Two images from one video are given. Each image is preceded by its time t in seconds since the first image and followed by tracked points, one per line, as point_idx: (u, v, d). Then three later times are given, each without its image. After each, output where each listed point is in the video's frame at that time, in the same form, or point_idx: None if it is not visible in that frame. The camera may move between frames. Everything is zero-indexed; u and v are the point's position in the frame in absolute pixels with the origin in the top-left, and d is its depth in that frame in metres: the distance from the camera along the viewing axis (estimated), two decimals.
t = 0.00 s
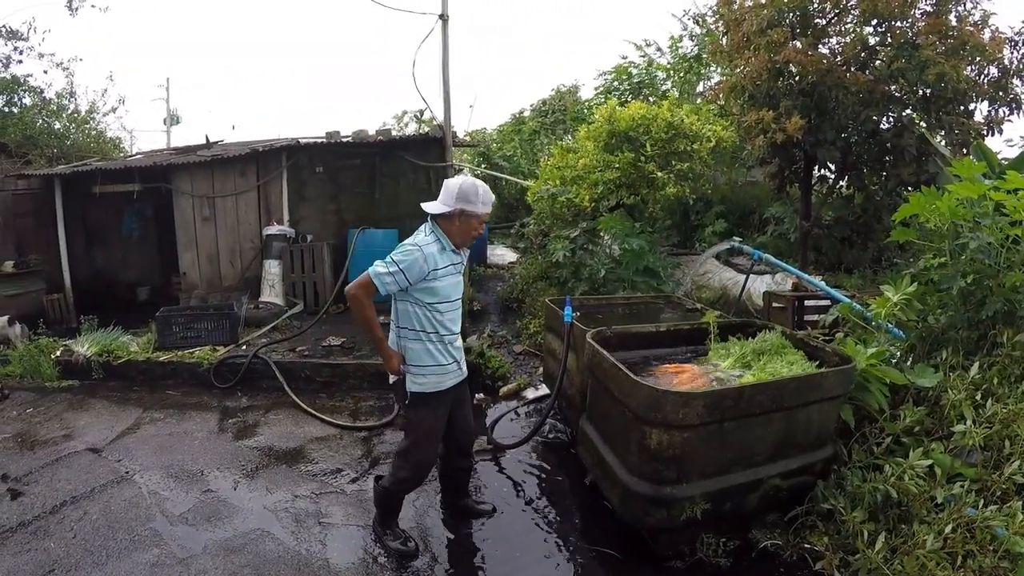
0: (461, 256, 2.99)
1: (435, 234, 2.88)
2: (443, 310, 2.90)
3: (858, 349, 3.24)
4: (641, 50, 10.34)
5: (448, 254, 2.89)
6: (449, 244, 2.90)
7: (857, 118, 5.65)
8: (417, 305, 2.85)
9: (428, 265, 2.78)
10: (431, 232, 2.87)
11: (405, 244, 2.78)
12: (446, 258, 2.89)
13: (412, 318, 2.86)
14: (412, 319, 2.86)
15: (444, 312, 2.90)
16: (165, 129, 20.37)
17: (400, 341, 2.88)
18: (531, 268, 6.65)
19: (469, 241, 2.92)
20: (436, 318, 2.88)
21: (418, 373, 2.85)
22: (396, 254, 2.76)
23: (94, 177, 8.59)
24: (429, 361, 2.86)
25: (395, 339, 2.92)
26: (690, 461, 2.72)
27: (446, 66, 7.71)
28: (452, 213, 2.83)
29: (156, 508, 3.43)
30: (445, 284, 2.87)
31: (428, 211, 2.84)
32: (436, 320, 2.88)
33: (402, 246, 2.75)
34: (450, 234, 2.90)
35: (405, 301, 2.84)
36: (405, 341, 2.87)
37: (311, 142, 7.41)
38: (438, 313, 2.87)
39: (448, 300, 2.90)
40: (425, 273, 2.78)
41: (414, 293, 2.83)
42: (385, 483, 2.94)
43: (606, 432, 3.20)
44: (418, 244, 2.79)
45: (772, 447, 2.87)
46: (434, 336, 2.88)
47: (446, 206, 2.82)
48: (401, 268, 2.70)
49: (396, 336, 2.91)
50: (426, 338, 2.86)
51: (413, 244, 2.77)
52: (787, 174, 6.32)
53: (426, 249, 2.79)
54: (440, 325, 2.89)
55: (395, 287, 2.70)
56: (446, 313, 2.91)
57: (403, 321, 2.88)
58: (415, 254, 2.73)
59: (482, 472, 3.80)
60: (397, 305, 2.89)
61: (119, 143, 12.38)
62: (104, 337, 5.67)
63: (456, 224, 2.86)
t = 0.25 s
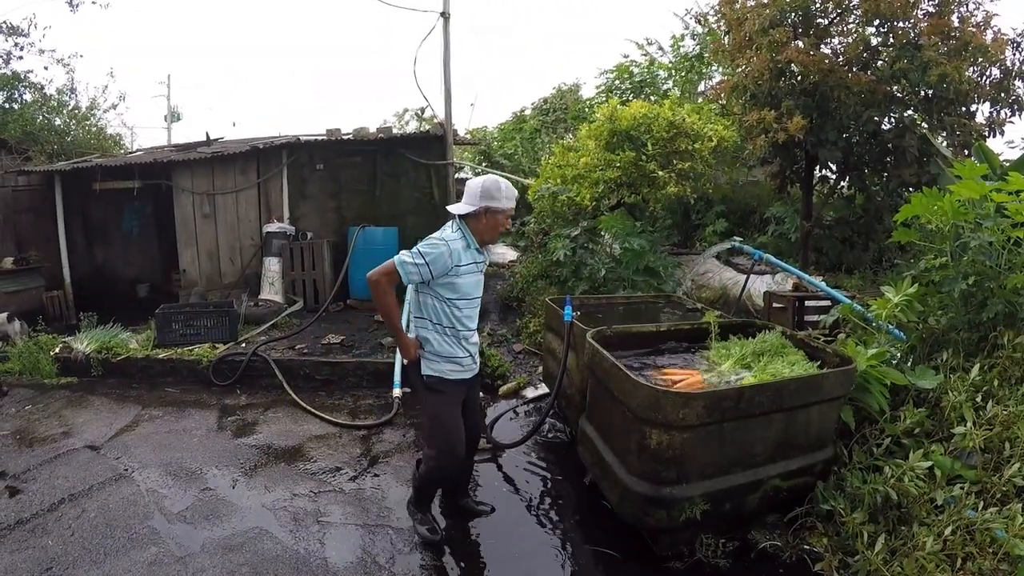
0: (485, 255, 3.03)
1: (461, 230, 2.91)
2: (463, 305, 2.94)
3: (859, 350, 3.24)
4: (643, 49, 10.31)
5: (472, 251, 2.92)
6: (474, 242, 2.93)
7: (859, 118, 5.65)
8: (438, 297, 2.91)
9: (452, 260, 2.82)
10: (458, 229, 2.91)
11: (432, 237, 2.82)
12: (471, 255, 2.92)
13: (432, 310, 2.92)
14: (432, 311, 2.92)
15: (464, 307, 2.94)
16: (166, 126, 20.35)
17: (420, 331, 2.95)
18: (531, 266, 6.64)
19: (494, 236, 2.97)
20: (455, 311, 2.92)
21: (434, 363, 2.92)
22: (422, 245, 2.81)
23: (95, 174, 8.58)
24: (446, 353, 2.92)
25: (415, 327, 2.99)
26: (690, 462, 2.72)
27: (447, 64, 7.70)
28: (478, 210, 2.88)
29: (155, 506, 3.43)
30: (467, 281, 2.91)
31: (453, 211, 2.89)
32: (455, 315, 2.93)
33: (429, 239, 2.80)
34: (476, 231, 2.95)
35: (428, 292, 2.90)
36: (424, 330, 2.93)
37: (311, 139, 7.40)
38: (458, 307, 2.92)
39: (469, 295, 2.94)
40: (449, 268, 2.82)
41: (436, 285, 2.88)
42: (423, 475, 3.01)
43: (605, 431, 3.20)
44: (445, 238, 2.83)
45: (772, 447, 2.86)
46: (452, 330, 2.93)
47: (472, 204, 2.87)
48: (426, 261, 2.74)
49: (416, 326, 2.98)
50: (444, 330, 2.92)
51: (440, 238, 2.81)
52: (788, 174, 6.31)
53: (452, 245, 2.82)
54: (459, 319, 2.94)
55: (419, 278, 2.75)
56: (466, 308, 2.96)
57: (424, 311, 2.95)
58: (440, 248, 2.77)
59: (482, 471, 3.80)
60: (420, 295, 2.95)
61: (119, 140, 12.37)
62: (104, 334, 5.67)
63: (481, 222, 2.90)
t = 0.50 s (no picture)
0: (491, 255, 3.04)
1: (466, 230, 2.93)
2: (471, 305, 2.96)
3: (855, 348, 3.25)
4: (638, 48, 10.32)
5: (478, 251, 2.94)
6: (479, 241, 2.94)
7: (853, 117, 5.66)
8: (447, 297, 2.92)
9: (459, 261, 2.84)
10: (464, 229, 2.92)
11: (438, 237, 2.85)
12: (476, 255, 2.94)
13: (441, 310, 2.94)
14: (441, 311, 2.94)
15: (472, 306, 2.95)
16: (161, 128, 20.30)
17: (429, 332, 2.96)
18: (527, 267, 6.65)
19: (500, 234, 2.97)
20: (464, 311, 2.94)
21: (444, 363, 2.92)
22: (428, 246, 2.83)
23: (90, 177, 8.56)
24: (456, 353, 2.91)
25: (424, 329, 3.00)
26: (687, 461, 2.72)
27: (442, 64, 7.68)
28: (480, 209, 2.89)
29: (151, 509, 3.42)
30: (474, 281, 2.92)
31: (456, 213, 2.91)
32: (463, 315, 2.94)
33: (434, 239, 2.82)
34: (481, 231, 2.95)
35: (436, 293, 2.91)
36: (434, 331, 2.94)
37: (306, 140, 7.38)
38: (466, 307, 2.94)
39: (476, 295, 2.96)
40: (455, 268, 2.84)
41: (444, 285, 2.89)
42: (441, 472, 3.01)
43: (602, 432, 3.19)
44: (451, 239, 2.85)
45: (769, 446, 2.86)
46: (462, 330, 2.94)
47: (474, 203, 2.88)
48: (433, 260, 2.77)
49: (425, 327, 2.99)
50: (453, 330, 2.93)
51: (446, 238, 2.83)
52: (784, 173, 6.32)
53: (458, 245, 2.84)
54: (468, 320, 2.95)
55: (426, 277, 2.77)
56: (474, 308, 2.97)
57: (432, 312, 2.96)
58: (446, 248, 2.80)
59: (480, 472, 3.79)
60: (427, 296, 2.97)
61: (113, 142, 12.33)
62: (99, 337, 5.65)
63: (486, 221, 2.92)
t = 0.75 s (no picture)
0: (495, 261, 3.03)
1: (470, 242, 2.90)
2: (480, 316, 2.98)
3: (850, 346, 3.26)
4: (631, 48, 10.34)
5: (485, 264, 2.92)
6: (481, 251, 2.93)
7: (847, 115, 5.67)
8: (461, 314, 2.92)
9: (470, 278, 2.82)
10: (468, 242, 2.88)
11: (448, 257, 2.80)
12: (482, 266, 2.93)
13: (455, 326, 2.94)
14: (456, 327, 2.94)
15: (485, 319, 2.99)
16: (155, 129, 20.25)
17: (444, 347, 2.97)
18: (521, 267, 6.65)
19: (500, 239, 2.97)
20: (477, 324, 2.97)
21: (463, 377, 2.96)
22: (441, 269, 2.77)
23: (83, 178, 8.52)
24: (474, 366, 2.96)
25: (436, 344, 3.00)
26: (682, 461, 2.72)
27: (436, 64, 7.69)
28: (478, 217, 2.89)
29: (146, 512, 3.41)
30: (482, 293, 2.93)
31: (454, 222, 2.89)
32: (475, 327, 2.97)
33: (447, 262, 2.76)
34: (482, 238, 2.94)
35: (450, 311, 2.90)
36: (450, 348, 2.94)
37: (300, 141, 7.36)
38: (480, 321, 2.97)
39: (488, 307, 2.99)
40: (467, 286, 2.82)
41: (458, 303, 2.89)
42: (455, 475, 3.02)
43: (596, 432, 3.20)
44: (458, 257, 2.80)
45: (764, 445, 2.87)
46: (477, 343, 2.97)
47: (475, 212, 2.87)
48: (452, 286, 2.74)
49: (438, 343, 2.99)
50: (470, 345, 2.96)
51: (455, 257, 2.78)
52: (778, 172, 6.34)
53: (467, 263, 2.80)
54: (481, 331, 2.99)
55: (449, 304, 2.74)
56: (485, 318, 2.99)
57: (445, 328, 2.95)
58: (460, 271, 2.76)
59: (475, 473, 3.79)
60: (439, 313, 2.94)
61: (106, 143, 12.28)
62: (93, 340, 5.63)
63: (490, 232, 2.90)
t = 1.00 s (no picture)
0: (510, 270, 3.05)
1: (483, 252, 2.93)
2: (494, 326, 3.02)
3: (844, 347, 3.27)
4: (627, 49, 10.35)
5: (500, 275, 2.94)
6: (496, 261, 2.95)
7: (843, 117, 5.69)
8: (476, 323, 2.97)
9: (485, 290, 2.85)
10: (484, 253, 2.91)
11: (464, 271, 2.84)
12: (496, 277, 2.95)
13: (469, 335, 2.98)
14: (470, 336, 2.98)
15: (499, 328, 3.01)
16: (151, 129, 20.20)
17: (458, 355, 3.03)
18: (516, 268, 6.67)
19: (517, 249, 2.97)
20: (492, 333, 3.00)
21: (474, 384, 3.02)
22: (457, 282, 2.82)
23: (79, 179, 8.50)
24: (483, 374, 3.01)
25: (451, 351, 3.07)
26: (677, 462, 2.72)
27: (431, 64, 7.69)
28: (497, 227, 2.90)
29: (140, 513, 3.40)
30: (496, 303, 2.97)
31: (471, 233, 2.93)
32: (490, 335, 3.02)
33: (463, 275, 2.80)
34: (498, 247, 2.96)
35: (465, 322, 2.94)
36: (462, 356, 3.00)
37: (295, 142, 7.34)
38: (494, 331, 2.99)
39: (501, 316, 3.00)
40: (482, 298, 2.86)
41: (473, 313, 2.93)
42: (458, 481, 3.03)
43: (591, 432, 3.20)
44: (474, 269, 2.84)
45: (759, 446, 2.88)
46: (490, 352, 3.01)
47: (491, 223, 2.88)
48: (469, 300, 2.78)
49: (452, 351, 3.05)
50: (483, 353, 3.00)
51: (472, 269, 2.83)
52: (773, 174, 6.35)
53: (483, 275, 2.84)
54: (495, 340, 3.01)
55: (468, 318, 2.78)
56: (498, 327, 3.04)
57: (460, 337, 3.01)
58: (476, 284, 2.80)
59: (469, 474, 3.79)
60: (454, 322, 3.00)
61: (102, 143, 12.25)
62: (88, 341, 5.61)
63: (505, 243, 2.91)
